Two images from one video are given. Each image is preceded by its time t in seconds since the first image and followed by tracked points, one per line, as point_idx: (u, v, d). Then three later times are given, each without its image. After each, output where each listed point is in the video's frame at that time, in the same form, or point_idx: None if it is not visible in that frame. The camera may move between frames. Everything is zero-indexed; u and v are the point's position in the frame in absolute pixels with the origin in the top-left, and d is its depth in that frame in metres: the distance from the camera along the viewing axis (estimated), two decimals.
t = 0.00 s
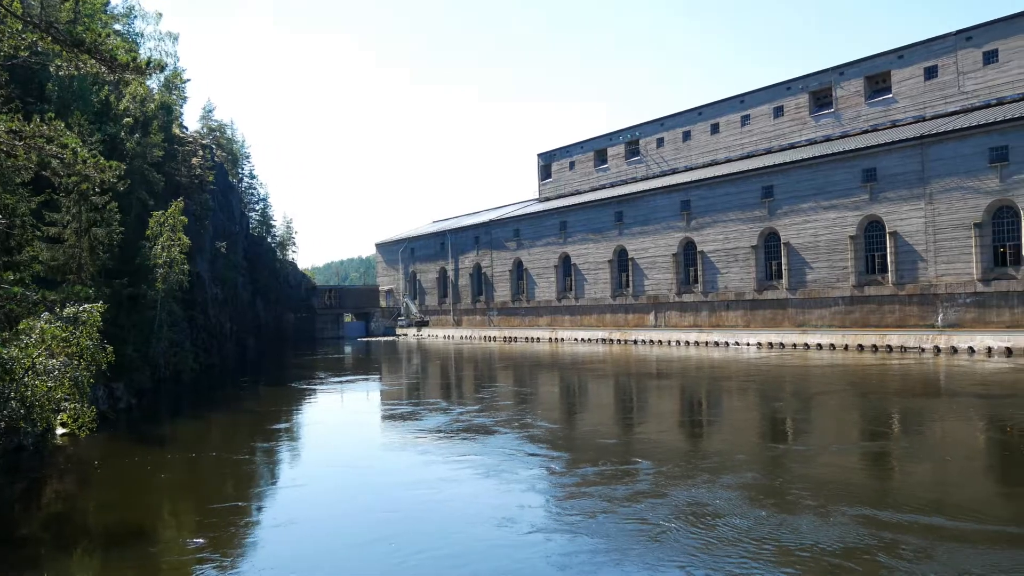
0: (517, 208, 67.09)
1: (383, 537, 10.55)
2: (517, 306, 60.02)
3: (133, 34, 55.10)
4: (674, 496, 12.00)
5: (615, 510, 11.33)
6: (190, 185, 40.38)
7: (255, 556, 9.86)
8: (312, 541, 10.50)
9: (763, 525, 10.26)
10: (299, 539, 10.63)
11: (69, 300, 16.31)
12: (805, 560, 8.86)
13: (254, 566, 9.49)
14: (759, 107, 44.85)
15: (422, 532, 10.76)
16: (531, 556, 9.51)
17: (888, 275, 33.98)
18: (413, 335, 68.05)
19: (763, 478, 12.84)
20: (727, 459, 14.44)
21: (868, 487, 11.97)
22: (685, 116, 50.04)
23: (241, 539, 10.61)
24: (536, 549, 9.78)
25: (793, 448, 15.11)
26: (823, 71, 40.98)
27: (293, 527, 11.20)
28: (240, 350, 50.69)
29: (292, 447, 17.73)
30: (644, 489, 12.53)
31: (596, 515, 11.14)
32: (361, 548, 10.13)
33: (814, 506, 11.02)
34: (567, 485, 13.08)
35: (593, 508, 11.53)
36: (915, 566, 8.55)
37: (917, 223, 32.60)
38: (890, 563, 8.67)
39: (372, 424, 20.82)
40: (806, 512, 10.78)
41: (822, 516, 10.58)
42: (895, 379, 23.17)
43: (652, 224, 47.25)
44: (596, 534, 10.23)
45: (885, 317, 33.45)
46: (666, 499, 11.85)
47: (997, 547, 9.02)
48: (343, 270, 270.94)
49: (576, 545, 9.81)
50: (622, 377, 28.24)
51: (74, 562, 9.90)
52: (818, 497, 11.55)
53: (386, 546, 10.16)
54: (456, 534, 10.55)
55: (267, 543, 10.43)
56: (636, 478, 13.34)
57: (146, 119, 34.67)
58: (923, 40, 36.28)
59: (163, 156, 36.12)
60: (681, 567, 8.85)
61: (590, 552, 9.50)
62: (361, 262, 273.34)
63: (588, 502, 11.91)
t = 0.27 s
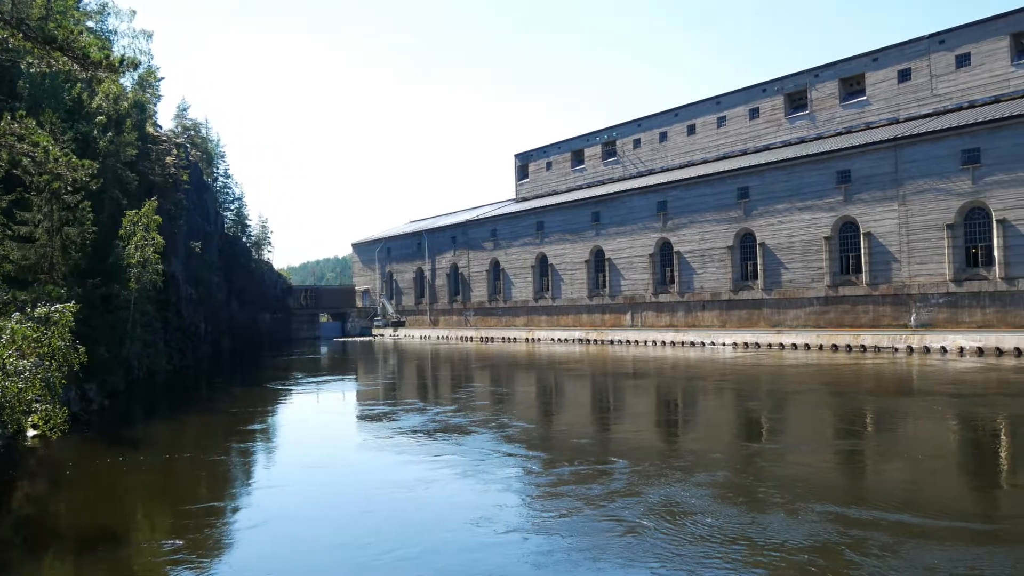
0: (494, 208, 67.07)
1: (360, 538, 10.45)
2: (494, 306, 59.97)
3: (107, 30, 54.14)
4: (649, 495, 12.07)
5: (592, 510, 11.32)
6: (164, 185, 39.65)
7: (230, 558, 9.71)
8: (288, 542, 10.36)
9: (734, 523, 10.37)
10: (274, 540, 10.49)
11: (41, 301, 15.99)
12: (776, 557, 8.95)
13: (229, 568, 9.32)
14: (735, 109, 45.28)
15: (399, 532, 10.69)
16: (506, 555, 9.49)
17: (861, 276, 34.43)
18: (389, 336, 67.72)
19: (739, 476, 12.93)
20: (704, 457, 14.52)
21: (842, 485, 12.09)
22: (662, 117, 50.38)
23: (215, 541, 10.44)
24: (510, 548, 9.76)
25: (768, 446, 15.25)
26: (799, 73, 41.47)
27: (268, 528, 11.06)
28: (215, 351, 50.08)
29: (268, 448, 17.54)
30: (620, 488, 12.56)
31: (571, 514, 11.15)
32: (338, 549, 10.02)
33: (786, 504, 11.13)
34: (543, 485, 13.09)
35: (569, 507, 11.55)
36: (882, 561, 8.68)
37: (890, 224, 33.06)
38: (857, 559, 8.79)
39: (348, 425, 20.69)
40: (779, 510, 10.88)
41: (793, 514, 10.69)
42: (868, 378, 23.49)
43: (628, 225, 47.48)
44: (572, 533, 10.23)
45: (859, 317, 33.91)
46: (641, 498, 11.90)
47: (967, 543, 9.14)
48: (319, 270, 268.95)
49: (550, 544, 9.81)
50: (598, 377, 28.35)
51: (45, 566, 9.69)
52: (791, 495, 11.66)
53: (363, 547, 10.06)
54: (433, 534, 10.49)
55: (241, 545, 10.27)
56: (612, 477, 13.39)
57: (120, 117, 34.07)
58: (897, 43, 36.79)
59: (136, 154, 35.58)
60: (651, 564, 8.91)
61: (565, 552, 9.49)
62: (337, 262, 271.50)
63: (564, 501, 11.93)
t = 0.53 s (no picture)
0: (472, 208, 67.01)
1: (340, 538, 10.34)
2: (472, 307, 59.87)
3: (81, 28, 53.05)
4: (626, 494, 12.13)
5: (569, 509, 11.33)
6: (140, 184, 38.81)
7: (208, 560, 9.56)
8: (267, 543, 10.22)
9: (708, 521, 10.44)
10: (252, 541, 10.36)
11: (14, 302, 15.66)
12: (750, 555, 9.02)
13: (207, 570, 9.16)
14: (712, 110, 45.64)
15: (376, 532, 10.62)
16: (484, 555, 9.47)
17: (837, 276, 34.87)
18: (367, 336, 67.40)
19: (716, 475, 13.01)
20: (682, 456, 14.61)
21: (818, 484, 12.20)
22: (640, 118, 50.66)
23: (192, 542, 10.27)
24: (487, 547, 9.75)
25: (745, 446, 15.36)
26: (775, 75, 41.90)
27: (246, 529, 10.93)
28: (192, 351, 49.42)
29: (245, 448, 17.35)
30: (599, 488, 12.58)
31: (549, 513, 11.16)
32: (317, 550, 9.90)
33: (761, 502, 11.24)
34: (521, 484, 13.08)
35: (546, 506, 11.56)
36: (854, 559, 8.78)
37: (866, 226, 33.50)
38: (828, 556, 8.89)
39: (326, 425, 20.56)
40: (754, 508, 10.97)
41: (768, 512, 10.78)
42: (842, 378, 23.77)
43: (606, 225, 47.70)
44: (549, 532, 10.24)
45: (835, 317, 34.35)
46: (619, 497, 11.94)
47: (939, 541, 9.26)
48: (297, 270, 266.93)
49: (526, 544, 9.82)
50: (575, 377, 28.44)
51: (18, 569, 9.48)
52: (767, 493, 11.76)
53: (343, 547, 9.96)
54: (413, 534, 10.42)
55: (219, 546, 10.11)
56: (589, 476, 13.43)
57: (95, 115, 33.39)
58: (872, 46, 37.25)
59: (112, 153, 34.99)
60: (625, 563, 8.95)
61: (543, 551, 9.49)
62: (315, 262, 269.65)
63: (541, 500, 11.95)
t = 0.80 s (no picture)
0: (447, 208, 66.69)
1: (315, 539, 10.06)
2: (447, 307, 59.52)
3: (51, 24, 51.57)
4: (598, 492, 12.01)
5: (540, 509, 11.16)
6: (109, 183, 37.76)
7: (180, 562, 9.21)
8: (240, 544, 9.93)
9: (678, 520, 10.34)
10: (223, 543, 10.03)
11: None
12: (721, 554, 8.92)
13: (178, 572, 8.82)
14: (687, 111, 45.85)
15: (347, 532, 10.38)
16: (453, 554, 9.27)
17: (810, 277, 35.12)
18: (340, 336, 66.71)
19: (690, 474, 12.90)
20: (656, 455, 14.51)
21: (789, 482, 12.14)
22: (615, 119, 50.75)
23: (163, 545, 9.91)
24: (457, 547, 9.56)
25: (720, 445, 15.28)
26: (749, 77, 42.19)
27: (216, 531, 10.59)
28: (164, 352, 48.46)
29: (217, 449, 16.97)
30: (573, 487, 12.43)
31: (521, 512, 10.99)
32: (292, 551, 9.61)
33: (732, 501, 11.15)
34: (493, 484, 12.89)
35: (518, 506, 11.40)
36: (821, 556, 8.71)
37: (838, 227, 33.80)
38: (795, 554, 8.82)
39: (299, 425, 20.22)
40: (725, 507, 10.87)
41: (739, 510, 10.68)
42: (815, 378, 23.87)
43: (581, 226, 47.69)
44: (521, 532, 10.08)
45: (807, 317, 34.63)
46: (592, 495, 11.81)
47: (909, 538, 9.21)
48: (270, 270, 263.95)
49: (498, 543, 9.65)
50: (551, 377, 28.30)
51: None
52: (738, 492, 11.66)
53: (320, 548, 9.66)
54: (386, 534, 10.17)
55: (190, 548, 9.77)
56: (564, 475, 13.28)
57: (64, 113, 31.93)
58: (845, 48, 37.60)
59: (82, 151, 34.14)
60: (594, 562, 8.80)
61: (514, 550, 9.32)
62: (288, 262, 266.89)
63: (513, 499, 11.78)
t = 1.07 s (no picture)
0: (425, 208, 66.37)
1: (292, 540, 9.84)
2: (425, 307, 59.15)
3: (25, 22, 50.32)
4: (574, 491, 11.92)
5: (515, 509, 11.02)
6: (81, 183, 36.70)
7: (157, 564, 8.94)
8: (216, 545, 9.71)
9: (652, 518, 10.30)
10: (197, 543, 9.80)
11: None
12: (695, 551, 8.89)
13: (154, 574, 8.56)
14: (664, 112, 46.03)
15: (321, 531, 10.20)
16: (429, 554, 9.12)
17: (786, 278, 35.40)
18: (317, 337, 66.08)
19: (666, 473, 12.83)
20: (634, 454, 14.43)
21: (764, 480, 12.12)
22: (593, 119, 50.79)
23: (140, 546, 9.63)
24: (430, 546, 9.44)
25: (697, 444, 15.22)
26: (726, 78, 42.42)
27: (192, 532, 10.33)
28: (139, 352, 47.58)
29: (192, 449, 16.66)
30: (550, 486, 12.32)
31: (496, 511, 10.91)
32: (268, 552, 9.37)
33: (705, 499, 11.11)
34: (470, 483, 12.73)
35: (494, 504, 11.30)
36: (792, 553, 8.70)
37: (814, 228, 34.08)
38: (766, 551, 8.80)
39: (276, 426, 19.94)
40: (699, 505, 10.83)
41: (713, 508, 10.65)
42: (792, 378, 23.96)
43: (559, 226, 47.66)
44: (497, 530, 9.99)
45: (783, 317, 34.88)
46: (568, 494, 11.74)
47: (881, 535, 9.21)
48: (246, 270, 261.07)
49: (473, 541, 9.57)
50: (529, 378, 28.16)
51: None
52: (712, 490, 11.63)
53: (298, 549, 9.44)
54: (361, 535, 9.98)
55: (167, 550, 9.49)
56: (541, 474, 13.16)
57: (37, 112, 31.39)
58: (821, 51, 37.92)
59: (55, 149, 33.39)
60: (565, 560, 8.73)
61: (490, 549, 9.22)
62: (265, 262, 264.23)
63: (489, 499, 11.65)
